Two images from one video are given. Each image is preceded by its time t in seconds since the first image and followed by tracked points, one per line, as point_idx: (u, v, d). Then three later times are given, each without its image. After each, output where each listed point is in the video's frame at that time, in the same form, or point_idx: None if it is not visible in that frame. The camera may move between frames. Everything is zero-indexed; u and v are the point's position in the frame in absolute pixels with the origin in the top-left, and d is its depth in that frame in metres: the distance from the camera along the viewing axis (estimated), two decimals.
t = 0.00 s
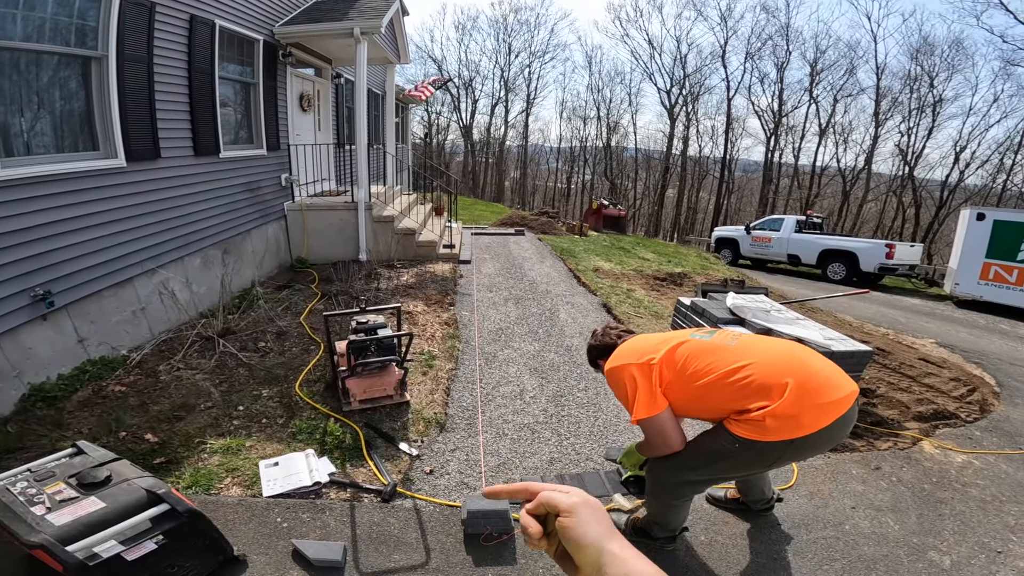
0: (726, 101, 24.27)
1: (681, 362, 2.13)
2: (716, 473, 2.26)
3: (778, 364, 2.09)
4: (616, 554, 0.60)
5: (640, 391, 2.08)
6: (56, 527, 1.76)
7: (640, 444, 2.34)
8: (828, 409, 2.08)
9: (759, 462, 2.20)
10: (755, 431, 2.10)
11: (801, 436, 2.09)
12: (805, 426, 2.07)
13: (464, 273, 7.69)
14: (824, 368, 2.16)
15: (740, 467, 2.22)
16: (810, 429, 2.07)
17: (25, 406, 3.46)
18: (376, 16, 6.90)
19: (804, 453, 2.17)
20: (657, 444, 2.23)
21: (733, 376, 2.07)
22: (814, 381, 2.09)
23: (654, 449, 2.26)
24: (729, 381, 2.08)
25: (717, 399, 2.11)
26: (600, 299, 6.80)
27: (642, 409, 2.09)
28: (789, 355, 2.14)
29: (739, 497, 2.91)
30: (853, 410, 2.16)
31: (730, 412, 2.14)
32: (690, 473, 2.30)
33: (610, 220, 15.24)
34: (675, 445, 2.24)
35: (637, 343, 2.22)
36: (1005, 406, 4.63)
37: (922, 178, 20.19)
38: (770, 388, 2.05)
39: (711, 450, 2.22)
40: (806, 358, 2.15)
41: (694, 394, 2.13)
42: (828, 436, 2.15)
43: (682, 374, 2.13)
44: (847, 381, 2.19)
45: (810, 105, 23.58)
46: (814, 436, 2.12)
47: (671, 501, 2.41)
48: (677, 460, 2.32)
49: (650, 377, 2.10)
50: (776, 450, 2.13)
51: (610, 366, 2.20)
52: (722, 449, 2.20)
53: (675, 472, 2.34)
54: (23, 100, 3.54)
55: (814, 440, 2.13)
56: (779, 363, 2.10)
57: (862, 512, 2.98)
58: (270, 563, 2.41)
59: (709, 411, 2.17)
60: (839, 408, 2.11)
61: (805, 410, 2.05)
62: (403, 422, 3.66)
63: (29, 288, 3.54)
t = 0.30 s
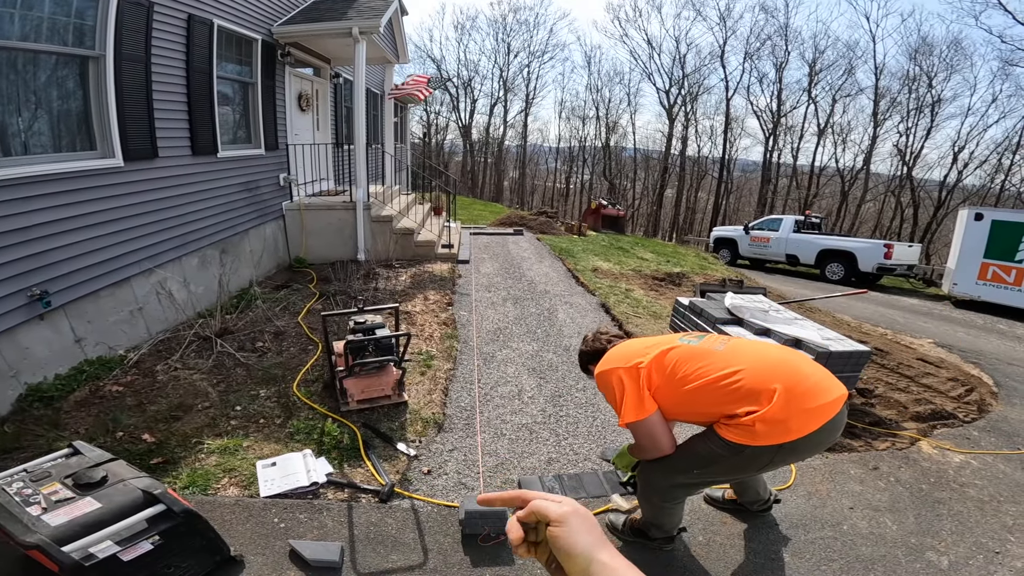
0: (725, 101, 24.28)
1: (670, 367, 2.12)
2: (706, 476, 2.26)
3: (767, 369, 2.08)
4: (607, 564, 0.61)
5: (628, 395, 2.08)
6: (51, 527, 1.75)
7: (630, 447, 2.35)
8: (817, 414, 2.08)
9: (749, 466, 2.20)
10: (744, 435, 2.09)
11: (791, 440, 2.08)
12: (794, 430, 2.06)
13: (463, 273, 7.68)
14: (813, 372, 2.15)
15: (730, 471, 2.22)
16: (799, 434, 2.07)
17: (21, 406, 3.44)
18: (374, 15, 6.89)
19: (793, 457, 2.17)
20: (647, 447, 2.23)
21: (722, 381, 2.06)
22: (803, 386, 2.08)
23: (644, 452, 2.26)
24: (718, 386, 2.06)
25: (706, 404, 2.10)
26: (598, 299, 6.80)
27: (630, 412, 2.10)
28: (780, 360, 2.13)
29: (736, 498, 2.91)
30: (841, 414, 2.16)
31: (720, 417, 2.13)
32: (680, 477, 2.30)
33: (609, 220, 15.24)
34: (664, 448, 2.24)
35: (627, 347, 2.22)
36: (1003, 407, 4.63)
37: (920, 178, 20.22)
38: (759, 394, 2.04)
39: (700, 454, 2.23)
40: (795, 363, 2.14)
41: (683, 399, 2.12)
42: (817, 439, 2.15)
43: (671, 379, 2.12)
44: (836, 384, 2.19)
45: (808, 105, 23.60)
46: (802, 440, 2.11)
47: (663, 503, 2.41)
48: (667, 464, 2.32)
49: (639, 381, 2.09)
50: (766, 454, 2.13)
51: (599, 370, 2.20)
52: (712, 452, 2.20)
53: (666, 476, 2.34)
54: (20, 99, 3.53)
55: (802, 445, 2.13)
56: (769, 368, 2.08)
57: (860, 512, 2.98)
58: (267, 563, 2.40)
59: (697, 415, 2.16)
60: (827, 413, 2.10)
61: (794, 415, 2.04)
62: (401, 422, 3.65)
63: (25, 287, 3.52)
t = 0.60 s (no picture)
0: (724, 101, 24.27)
1: (668, 365, 2.13)
2: (703, 476, 2.25)
3: (763, 369, 2.09)
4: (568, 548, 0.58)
5: (626, 392, 2.09)
6: (46, 527, 1.74)
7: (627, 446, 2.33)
8: (813, 414, 2.08)
9: (745, 467, 2.19)
10: (740, 434, 2.09)
11: (787, 440, 2.08)
12: (790, 430, 2.06)
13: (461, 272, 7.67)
14: (809, 373, 2.15)
15: (726, 471, 2.22)
16: (795, 434, 2.06)
17: (18, 406, 3.43)
18: (372, 15, 6.88)
19: (789, 458, 2.17)
20: (644, 446, 2.22)
21: (719, 380, 2.07)
22: (799, 386, 2.08)
23: (641, 450, 2.25)
24: (714, 385, 2.07)
25: (703, 403, 2.10)
26: (597, 299, 6.80)
27: (628, 409, 2.10)
28: (777, 360, 2.14)
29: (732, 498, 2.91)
30: (837, 414, 2.16)
31: (716, 416, 2.13)
32: (675, 477, 2.30)
33: (608, 220, 15.23)
34: (661, 447, 2.22)
35: (625, 346, 2.22)
36: (1001, 406, 4.63)
37: (919, 178, 20.23)
38: (755, 393, 2.04)
39: (695, 454, 2.22)
40: (791, 363, 2.14)
41: (680, 398, 2.12)
42: (813, 440, 2.14)
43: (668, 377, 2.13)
44: (832, 385, 2.19)
45: (807, 105, 23.60)
46: (798, 440, 2.11)
47: (659, 503, 2.40)
48: (663, 463, 2.32)
49: (637, 379, 2.10)
50: (762, 455, 2.13)
51: (598, 368, 2.20)
52: (708, 452, 2.20)
53: (661, 475, 2.34)
54: (18, 99, 3.52)
55: (798, 445, 2.12)
56: (765, 368, 2.09)
57: (858, 513, 2.98)
58: (264, 563, 2.39)
59: (694, 414, 2.16)
60: (823, 413, 2.10)
61: (790, 415, 2.04)
62: (398, 422, 3.64)
63: (21, 287, 3.51)
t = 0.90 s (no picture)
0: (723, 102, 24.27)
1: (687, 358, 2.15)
2: (714, 470, 2.26)
3: (782, 361, 2.09)
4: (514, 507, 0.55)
5: (646, 385, 2.11)
6: (50, 531, 1.74)
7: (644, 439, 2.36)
8: (833, 406, 2.07)
9: (759, 459, 2.20)
10: (757, 427, 2.10)
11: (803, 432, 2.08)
12: (808, 422, 2.06)
13: (460, 273, 7.68)
14: (828, 365, 2.15)
15: (739, 464, 2.22)
16: (812, 426, 2.07)
17: (16, 408, 3.43)
18: (372, 17, 6.88)
19: (805, 450, 2.17)
20: (662, 437, 2.25)
21: (736, 373, 2.09)
22: (819, 378, 2.08)
23: (659, 443, 2.28)
24: (734, 377, 2.09)
25: (721, 395, 2.13)
26: (596, 300, 6.81)
27: (648, 403, 2.12)
28: (795, 352, 2.13)
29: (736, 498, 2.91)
30: (856, 407, 2.14)
31: (733, 407, 2.14)
32: (689, 471, 2.30)
33: (607, 220, 15.24)
34: (677, 439, 2.25)
35: (646, 338, 2.22)
36: (999, 407, 4.64)
37: (917, 178, 20.26)
38: (774, 385, 2.05)
39: (711, 446, 2.23)
40: (811, 355, 2.14)
41: (699, 389, 2.16)
42: (830, 432, 2.14)
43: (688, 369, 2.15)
44: (851, 378, 2.17)
45: (806, 106, 23.63)
46: (816, 433, 2.11)
47: (669, 500, 2.41)
48: (676, 457, 2.32)
49: (657, 372, 2.11)
50: (777, 447, 2.13)
51: (617, 359, 2.22)
52: (722, 445, 2.20)
53: (673, 471, 2.34)
54: (16, 101, 3.52)
55: (815, 438, 2.12)
56: (785, 359, 2.09)
57: (856, 514, 2.99)
58: (264, 566, 2.40)
59: (713, 405, 2.18)
60: (843, 405, 2.09)
61: (807, 408, 2.04)
62: (398, 424, 3.65)
63: (20, 289, 3.51)
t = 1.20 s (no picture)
0: (722, 102, 24.28)
1: (703, 358, 2.14)
2: (729, 466, 2.27)
3: (800, 359, 2.07)
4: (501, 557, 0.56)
5: (662, 386, 2.12)
6: (51, 533, 1.74)
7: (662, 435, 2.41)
8: (849, 404, 2.07)
9: (773, 456, 2.21)
10: (772, 425, 2.12)
11: (820, 430, 2.09)
12: (824, 421, 2.06)
13: (460, 274, 7.68)
14: (845, 362, 2.13)
15: (754, 460, 2.24)
16: (828, 424, 2.07)
17: (16, 409, 3.42)
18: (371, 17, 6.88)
19: (820, 447, 2.18)
20: (678, 434, 2.29)
21: (752, 373, 2.08)
22: (837, 377, 2.06)
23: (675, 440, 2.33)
24: (751, 376, 2.08)
25: (737, 393, 2.14)
26: (596, 301, 6.82)
27: (665, 403, 2.15)
28: (813, 349, 2.11)
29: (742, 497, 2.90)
30: (872, 404, 2.15)
31: (749, 406, 2.15)
32: (704, 465, 2.31)
33: (607, 221, 15.25)
34: (693, 435, 2.29)
35: (662, 335, 2.20)
36: (998, 407, 4.66)
37: (915, 178, 20.29)
38: (792, 386, 2.04)
39: (726, 442, 2.25)
40: (828, 353, 2.12)
41: (715, 388, 2.16)
42: (846, 430, 2.15)
43: (704, 368, 2.14)
44: (868, 375, 2.17)
45: (804, 106, 23.66)
46: (831, 430, 2.12)
47: (684, 498, 2.42)
48: (691, 453, 2.34)
49: (673, 374, 2.11)
50: (792, 443, 2.15)
51: (633, 360, 2.21)
52: (737, 441, 2.22)
53: (687, 467, 2.36)
54: (15, 101, 3.52)
55: (830, 435, 2.13)
56: (802, 358, 2.07)
57: (856, 514, 2.99)
58: (266, 567, 2.40)
59: (729, 403, 2.19)
60: (859, 403, 2.09)
61: (824, 407, 2.04)
62: (399, 425, 3.65)
63: (20, 290, 3.50)
